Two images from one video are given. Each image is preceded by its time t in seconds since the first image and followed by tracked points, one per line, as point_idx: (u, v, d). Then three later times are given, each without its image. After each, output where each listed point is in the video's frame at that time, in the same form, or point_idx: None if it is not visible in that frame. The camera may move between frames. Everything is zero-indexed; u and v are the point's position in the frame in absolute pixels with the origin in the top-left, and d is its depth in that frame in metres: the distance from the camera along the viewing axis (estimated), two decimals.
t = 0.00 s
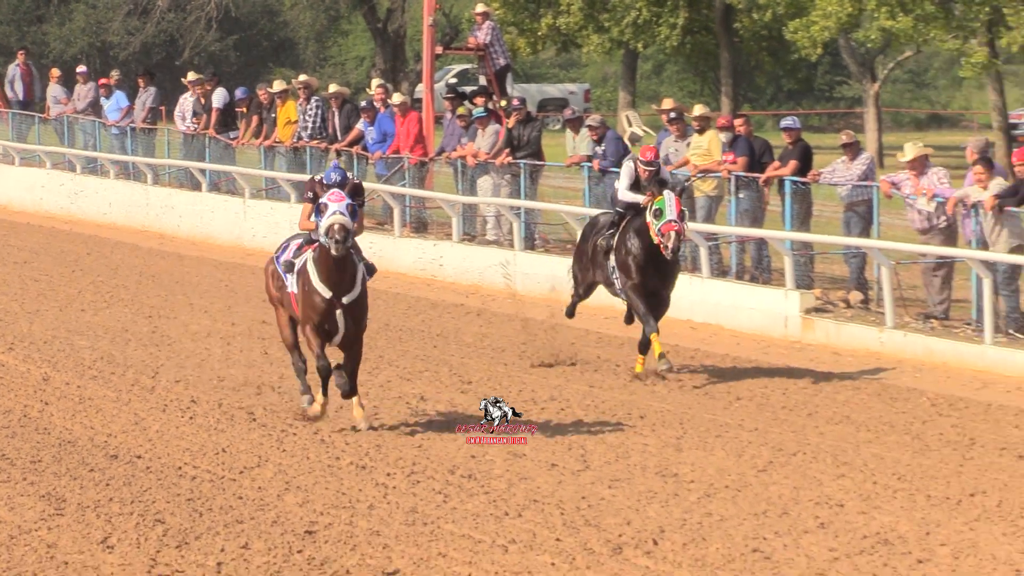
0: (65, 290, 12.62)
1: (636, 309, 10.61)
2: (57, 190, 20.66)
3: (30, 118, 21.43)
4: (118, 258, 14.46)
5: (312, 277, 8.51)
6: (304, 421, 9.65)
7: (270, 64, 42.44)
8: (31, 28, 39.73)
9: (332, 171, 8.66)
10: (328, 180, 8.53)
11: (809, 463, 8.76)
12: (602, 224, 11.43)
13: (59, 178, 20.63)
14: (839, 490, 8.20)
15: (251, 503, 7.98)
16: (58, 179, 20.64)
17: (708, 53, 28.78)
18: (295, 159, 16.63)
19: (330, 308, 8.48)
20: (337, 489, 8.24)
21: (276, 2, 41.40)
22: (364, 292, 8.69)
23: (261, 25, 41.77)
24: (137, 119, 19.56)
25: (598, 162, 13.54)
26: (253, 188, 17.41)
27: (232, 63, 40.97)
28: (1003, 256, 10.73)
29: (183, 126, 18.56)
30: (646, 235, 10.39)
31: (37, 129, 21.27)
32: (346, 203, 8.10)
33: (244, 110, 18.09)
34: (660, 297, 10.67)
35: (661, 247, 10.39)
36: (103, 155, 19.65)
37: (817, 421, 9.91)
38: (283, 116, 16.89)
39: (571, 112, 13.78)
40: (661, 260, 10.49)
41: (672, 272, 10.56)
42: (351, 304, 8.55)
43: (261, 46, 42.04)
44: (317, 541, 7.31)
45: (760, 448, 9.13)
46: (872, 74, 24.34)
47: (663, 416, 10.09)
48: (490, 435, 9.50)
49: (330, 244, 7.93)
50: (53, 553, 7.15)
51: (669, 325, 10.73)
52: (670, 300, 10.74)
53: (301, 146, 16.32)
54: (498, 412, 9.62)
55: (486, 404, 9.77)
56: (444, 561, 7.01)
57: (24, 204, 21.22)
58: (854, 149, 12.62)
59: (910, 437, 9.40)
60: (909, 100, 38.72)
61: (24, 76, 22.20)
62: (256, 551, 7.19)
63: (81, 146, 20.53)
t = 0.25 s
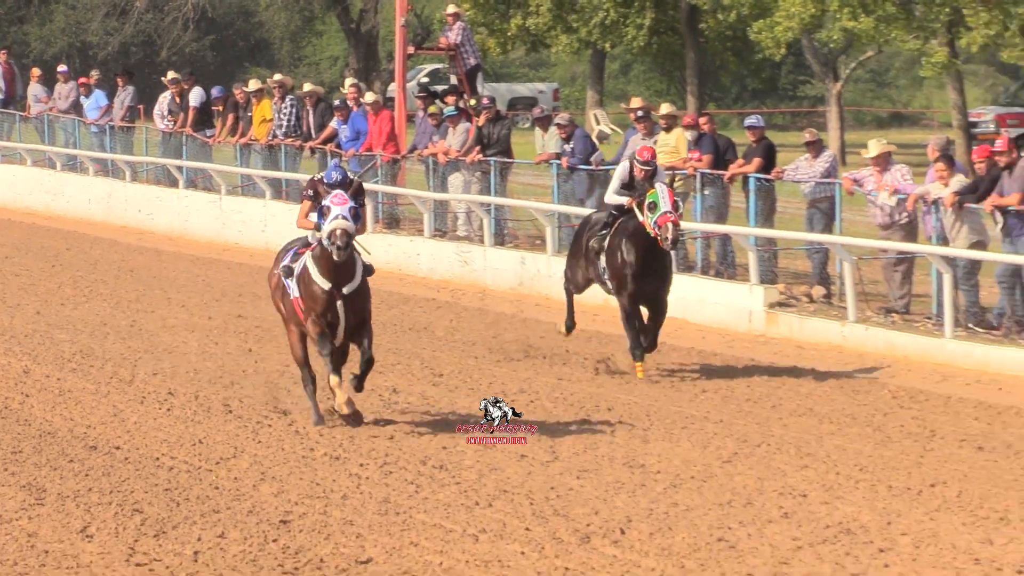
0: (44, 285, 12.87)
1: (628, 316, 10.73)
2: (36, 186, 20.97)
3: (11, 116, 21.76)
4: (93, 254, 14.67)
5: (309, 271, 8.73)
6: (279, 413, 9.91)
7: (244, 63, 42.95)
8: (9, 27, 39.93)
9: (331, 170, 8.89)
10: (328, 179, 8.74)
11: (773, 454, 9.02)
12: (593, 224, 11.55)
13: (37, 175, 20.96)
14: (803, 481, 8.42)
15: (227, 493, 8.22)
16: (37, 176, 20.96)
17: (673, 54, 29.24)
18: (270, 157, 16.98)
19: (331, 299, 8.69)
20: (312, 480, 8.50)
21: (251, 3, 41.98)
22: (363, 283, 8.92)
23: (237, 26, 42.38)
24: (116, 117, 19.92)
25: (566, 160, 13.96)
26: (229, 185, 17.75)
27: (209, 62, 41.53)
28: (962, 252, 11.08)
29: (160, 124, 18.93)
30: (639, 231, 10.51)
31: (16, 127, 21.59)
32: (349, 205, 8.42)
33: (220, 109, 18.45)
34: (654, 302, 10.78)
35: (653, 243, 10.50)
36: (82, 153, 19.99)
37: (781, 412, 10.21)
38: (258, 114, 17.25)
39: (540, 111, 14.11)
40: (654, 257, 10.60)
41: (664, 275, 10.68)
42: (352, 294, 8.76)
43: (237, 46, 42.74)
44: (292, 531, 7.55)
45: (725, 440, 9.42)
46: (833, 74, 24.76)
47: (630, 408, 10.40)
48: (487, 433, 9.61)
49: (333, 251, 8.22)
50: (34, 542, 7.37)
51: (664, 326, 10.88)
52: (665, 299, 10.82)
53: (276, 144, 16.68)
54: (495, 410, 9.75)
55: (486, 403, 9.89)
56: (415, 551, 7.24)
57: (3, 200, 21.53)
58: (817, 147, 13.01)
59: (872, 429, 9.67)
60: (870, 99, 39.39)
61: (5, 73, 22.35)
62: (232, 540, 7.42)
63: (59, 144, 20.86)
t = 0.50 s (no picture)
0: (23, 280, 13.14)
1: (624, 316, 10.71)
2: (20, 184, 21.48)
3: None
4: (67, 251, 14.87)
5: (314, 268, 8.84)
6: (255, 405, 10.18)
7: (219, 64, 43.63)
8: None
9: (331, 173, 9.11)
10: (329, 180, 8.97)
11: (737, 446, 9.30)
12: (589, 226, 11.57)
13: (21, 173, 21.47)
14: (767, 472, 8.67)
15: (204, 485, 8.47)
16: (21, 174, 21.47)
17: (639, 55, 29.70)
18: (244, 155, 17.33)
19: (337, 291, 8.77)
20: (287, 471, 8.76)
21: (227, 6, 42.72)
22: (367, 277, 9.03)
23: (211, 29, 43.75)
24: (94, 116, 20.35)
25: (535, 158, 14.31)
26: (205, 182, 18.11)
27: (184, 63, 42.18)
28: (922, 248, 11.45)
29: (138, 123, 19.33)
30: (631, 231, 10.51)
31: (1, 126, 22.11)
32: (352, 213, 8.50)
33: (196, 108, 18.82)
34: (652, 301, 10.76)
35: (646, 242, 10.49)
36: (63, 152, 20.46)
37: (745, 405, 10.52)
38: (234, 114, 17.59)
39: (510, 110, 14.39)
40: (650, 256, 10.56)
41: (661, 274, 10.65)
42: (357, 286, 8.85)
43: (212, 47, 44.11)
44: (267, 522, 7.79)
45: (690, 432, 9.72)
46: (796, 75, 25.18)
47: (597, 401, 10.72)
48: (488, 434, 9.70)
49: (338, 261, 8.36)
50: (15, 533, 7.58)
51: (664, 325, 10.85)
52: (665, 296, 10.80)
53: (251, 143, 17.03)
54: (495, 410, 9.83)
55: (486, 403, 9.95)
56: (388, 541, 7.46)
57: None
58: (781, 144, 13.27)
59: (835, 421, 9.94)
60: (833, 99, 40.06)
61: None
62: (208, 529, 7.65)
63: (42, 142, 21.35)
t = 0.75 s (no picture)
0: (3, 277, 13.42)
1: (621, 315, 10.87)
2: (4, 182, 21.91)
3: None
4: (43, 248, 15.08)
5: (317, 270, 8.76)
6: (231, 398, 10.43)
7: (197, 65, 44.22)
8: None
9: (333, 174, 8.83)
10: (329, 182, 8.69)
11: (703, 438, 9.56)
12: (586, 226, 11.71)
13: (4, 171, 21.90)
14: (731, 463, 8.83)
15: (181, 476, 8.71)
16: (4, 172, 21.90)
17: (606, 56, 30.09)
18: (221, 153, 17.63)
19: (337, 294, 8.69)
20: (261, 463, 9.01)
21: (205, 8, 43.36)
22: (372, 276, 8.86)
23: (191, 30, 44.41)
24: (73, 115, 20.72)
25: (505, 157, 14.65)
26: (182, 180, 18.43)
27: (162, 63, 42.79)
28: (884, 245, 11.77)
29: (116, 123, 19.67)
30: (626, 231, 10.66)
31: None
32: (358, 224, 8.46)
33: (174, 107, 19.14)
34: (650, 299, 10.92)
35: (641, 239, 10.62)
36: (43, 150, 20.86)
37: (711, 399, 10.82)
38: (211, 113, 17.91)
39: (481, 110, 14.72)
40: (645, 254, 10.71)
41: (658, 271, 10.79)
42: (359, 287, 8.72)
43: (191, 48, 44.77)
44: (243, 512, 7.98)
45: (657, 425, 9.99)
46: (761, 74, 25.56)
47: (566, 394, 11.03)
48: (488, 434, 9.78)
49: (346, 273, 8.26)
50: None
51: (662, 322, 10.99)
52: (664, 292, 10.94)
53: (227, 141, 17.35)
54: (495, 410, 9.89)
55: (486, 403, 10.02)
56: (361, 530, 7.59)
57: None
58: (745, 144, 13.57)
59: (799, 414, 10.19)
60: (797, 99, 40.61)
61: None
62: (185, 520, 7.84)
63: (24, 141, 21.76)
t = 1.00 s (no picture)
0: None
1: (619, 312, 11.05)
2: None
3: None
4: (18, 246, 15.29)
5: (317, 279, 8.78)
6: (207, 392, 10.71)
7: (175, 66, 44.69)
8: None
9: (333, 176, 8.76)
10: (328, 185, 8.63)
11: (670, 431, 9.89)
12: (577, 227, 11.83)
13: None
14: (697, 456, 9.16)
15: (159, 468, 8.97)
16: None
17: (575, 57, 30.47)
18: (197, 152, 17.89)
19: (337, 305, 8.72)
20: (238, 455, 9.29)
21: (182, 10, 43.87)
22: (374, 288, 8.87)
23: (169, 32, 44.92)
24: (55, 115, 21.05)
25: (475, 156, 14.99)
26: (159, 179, 18.68)
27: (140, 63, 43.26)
28: (845, 242, 12.13)
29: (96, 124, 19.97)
30: (625, 229, 10.86)
31: None
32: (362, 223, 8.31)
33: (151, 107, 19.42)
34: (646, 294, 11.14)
35: (641, 236, 10.83)
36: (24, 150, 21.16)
37: (677, 392, 11.16)
38: (188, 113, 18.20)
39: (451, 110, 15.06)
40: (644, 250, 10.93)
41: (655, 267, 11.03)
42: (360, 299, 8.74)
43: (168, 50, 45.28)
44: (219, 503, 8.25)
45: (625, 418, 10.33)
46: (726, 75, 25.98)
47: (535, 387, 11.36)
48: (488, 434, 9.89)
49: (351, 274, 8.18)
50: None
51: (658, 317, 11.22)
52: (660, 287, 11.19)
53: (204, 141, 17.63)
54: (495, 410, 10.01)
55: (486, 403, 10.13)
56: (335, 522, 7.86)
57: None
58: (710, 144, 13.98)
59: (762, 407, 10.53)
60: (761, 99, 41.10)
61: None
62: (162, 511, 8.10)
63: (5, 140, 22.07)
